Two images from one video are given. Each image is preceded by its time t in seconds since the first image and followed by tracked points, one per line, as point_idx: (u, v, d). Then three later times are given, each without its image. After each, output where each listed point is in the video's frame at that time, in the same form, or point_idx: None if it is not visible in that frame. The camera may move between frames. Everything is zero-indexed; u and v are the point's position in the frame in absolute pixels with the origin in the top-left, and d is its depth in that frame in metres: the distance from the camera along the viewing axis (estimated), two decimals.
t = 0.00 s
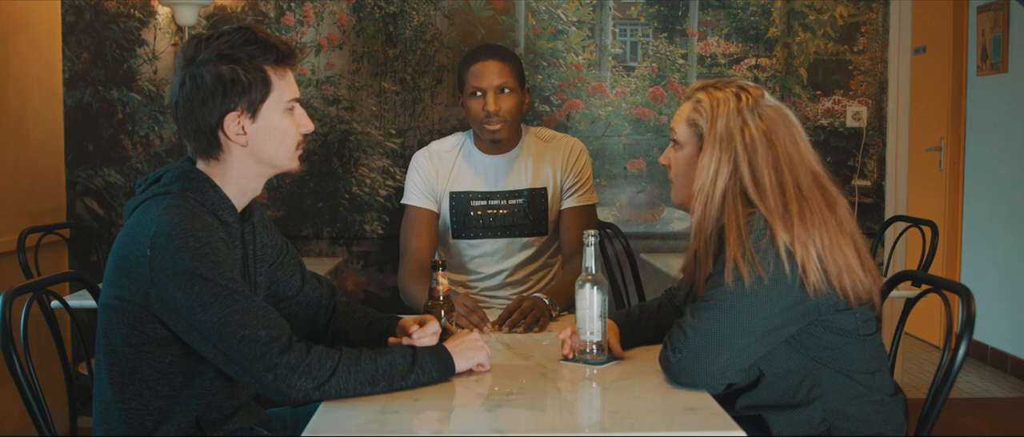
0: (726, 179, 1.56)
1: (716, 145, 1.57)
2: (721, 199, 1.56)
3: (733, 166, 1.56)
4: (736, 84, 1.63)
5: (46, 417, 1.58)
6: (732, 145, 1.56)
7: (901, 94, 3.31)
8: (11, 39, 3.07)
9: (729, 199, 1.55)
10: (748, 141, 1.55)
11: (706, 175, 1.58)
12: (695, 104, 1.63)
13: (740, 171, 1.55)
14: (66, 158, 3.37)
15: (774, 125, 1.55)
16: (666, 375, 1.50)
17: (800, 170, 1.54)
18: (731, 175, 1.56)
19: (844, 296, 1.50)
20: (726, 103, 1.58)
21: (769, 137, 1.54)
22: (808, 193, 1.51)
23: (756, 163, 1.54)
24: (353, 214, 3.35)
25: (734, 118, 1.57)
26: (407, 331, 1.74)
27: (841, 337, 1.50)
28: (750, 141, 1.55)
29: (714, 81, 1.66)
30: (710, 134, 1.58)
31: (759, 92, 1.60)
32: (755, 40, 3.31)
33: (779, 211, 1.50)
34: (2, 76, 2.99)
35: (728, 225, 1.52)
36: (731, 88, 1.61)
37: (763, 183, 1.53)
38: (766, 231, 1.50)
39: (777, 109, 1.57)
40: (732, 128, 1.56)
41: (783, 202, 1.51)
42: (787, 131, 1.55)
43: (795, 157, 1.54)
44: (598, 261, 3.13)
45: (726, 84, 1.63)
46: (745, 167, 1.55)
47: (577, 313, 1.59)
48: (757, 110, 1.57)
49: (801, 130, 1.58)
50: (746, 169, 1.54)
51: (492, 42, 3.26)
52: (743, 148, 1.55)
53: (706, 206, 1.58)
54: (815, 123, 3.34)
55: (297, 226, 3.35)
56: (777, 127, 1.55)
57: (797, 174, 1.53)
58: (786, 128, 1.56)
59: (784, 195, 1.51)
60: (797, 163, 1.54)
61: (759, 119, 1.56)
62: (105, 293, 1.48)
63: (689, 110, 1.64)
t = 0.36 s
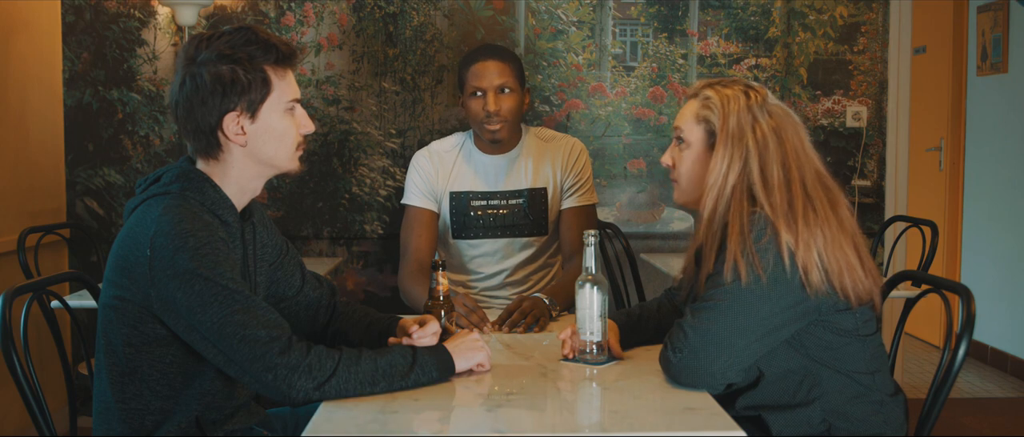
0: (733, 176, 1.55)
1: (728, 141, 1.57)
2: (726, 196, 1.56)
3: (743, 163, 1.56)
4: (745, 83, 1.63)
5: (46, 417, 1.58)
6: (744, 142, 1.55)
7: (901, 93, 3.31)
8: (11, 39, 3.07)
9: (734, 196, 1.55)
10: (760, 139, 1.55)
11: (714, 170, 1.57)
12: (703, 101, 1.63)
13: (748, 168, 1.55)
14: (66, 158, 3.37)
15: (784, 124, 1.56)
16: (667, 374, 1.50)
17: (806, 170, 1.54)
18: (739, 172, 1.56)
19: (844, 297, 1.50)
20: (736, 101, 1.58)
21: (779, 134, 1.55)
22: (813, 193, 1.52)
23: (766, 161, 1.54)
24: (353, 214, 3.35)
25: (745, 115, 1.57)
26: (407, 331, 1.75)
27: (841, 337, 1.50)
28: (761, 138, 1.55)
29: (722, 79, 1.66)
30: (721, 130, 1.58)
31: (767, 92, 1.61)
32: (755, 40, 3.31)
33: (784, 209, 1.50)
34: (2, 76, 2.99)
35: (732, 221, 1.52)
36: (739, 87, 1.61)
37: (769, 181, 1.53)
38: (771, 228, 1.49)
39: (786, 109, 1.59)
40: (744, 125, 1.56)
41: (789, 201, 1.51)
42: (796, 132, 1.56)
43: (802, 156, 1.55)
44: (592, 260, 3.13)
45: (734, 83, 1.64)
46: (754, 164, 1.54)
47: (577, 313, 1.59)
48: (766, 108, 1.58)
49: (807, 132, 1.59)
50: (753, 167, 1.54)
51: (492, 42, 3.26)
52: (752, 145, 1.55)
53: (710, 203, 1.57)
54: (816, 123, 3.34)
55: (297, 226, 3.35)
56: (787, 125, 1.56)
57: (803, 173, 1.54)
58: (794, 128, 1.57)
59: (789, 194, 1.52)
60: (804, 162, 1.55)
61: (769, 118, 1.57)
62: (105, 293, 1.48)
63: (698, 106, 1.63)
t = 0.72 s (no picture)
0: (732, 177, 1.56)
1: (728, 142, 1.57)
2: (726, 196, 1.56)
3: (742, 164, 1.56)
4: (745, 84, 1.63)
5: (46, 417, 1.58)
6: (743, 143, 1.55)
7: (901, 93, 3.31)
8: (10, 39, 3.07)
9: (733, 197, 1.55)
10: (760, 139, 1.55)
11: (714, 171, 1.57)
12: (703, 101, 1.63)
13: (747, 169, 1.55)
14: (66, 158, 3.37)
15: (784, 125, 1.56)
16: (666, 375, 1.50)
17: (806, 171, 1.54)
18: (739, 173, 1.56)
19: (843, 297, 1.50)
20: (736, 101, 1.58)
21: (779, 135, 1.55)
22: (813, 194, 1.52)
23: (767, 162, 1.54)
24: (353, 214, 3.35)
25: (744, 116, 1.57)
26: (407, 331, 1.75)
27: (841, 337, 1.50)
28: (761, 139, 1.55)
29: (722, 80, 1.66)
30: (721, 131, 1.58)
31: (768, 93, 1.61)
32: (755, 40, 3.31)
33: (784, 210, 1.50)
34: (2, 76, 2.99)
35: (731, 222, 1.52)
36: (740, 87, 1.61)
37: (768, 182, 1.53)
38: (770, 228, 1.50)
39: (785, 110, 1.58)
40: (744, 126, 1.56)
41: (788, 202, 1.51)
42: (796, 133, 1.56)
43: (802, 157, 1.55)
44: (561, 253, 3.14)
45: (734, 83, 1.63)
46: (754, 165, 1.54)
47: (577, 313, 1.59)
48: (766, 109, 1.58)
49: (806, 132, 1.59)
50: (753, 167, 1.54)
51: (492, 42, 3.26)
52: (752, 146, 1.55)
53: (709, 203, 1.57)
54: (815, 123, 3.34)
55: (297, 226, 3.35)
56: (786, 126, 1.56)
57: (803, 174, 1.54)
58: (794, 129, 1.57)
59: (789, 194, 1.52)
60: (804, 163, 1.55)
61: (769, 118, 1.56)
62: (105, 292, 1.48)
63: (698, 107, 1.63)
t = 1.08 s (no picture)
0: (724, 180, 1.55)
1: (716, 146, 1.56)
2: (720, 199, 1.56)
3: (732, 167, 1.55)
4: (739, 84, 1.62)
5: (46, 417, 1.58)
6: (733, 146, 1.55)
7: (901, 93, 3.31)
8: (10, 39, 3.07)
9: (728, 199, 1.55)
10: (748, 143, 1.54)
11: (705, 174, 1.57)
12: (695, 104, 1.63)
13: (739, 171, 1.55)
14: (66, 158, 3.37)
15: (775, 126, 1.55)
16: (666, 375, 1.50)
17: (801, 171, 1.53)
18: (731, 176, 1.56)
19: (843, 298, 1.50)
20: (727, 103, 1.58)
21: (768, 138, 1.54)
22: (808, 195, 1.51)
23: (756, 165, 1.53)
24: (353, 214, 3.35)
25: (734, 119, 1.56)
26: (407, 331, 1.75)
27: (841, 338, 1.50)
28: (750, 142, 1.54)
29: (716, 81, 1.65)
30: (709, 134, 1.58)
31: (761, 93, 1.60)
32: (755, 40, 3.31)
33: (779, 212, 1.50)
34: (2, 76, 2.99)
35: (727, 225, 1.52)
36: (732, 89, 1.61)
37: (762, 184, 1.52)
38: (766, 230, 1.50)
39: (778, 110, 1.56)
40: (732, 130, 1.55)
41: (783, 203, 1.51)
42: (788, 133, 1.54)
43: (795, 157, 1.53)
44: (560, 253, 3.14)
45: (728, 85, 1.63)
46: (744, 168, 1.54)
47: (577, 313, 1.59)
48: (757, 111, 1.56)
49: (802, 130, 1.57)
50: (745, 170, 1.54)
51: (492, 42, 3.26)
52: (742, 148, 1.54)
53: (705, 206, 1.58)
54: (815, 123, 3.34)
55: (297, 226, 3.35)
56: (777, 128, 1.54)
57: (797, 175, 1.53)
58: (787, 129, 1.55)
59: (784, 196, 1.51)
60: (798, 164, 1.53)
61: (759, 120, 1.55)
62: (105, 292, 1.48)
63: (690, 111, 1.63)
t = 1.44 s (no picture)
0: (724, 180, 1.55)
1: (715, 146, 1.56)
2: (719, 200, 1.56)
3: (731, 167, 1.55)
4: (739, 84, 1.62)
5: (46, 416, 1.58)
6: (732, 146, 1.55)
7: (901, 93, 3.31)
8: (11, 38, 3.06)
9: (727, 199, 1.55)
10: (747, 143, 1.54)
11: (704, 174, 1.57)
12: (694, 105, 1.63)
13: (739, 171, 1.55)
14: (66, 159, 3.37)
15: (774, 126, 1.54)
16: (666, 374, 1.50)
17: (801, 172, 1.53)
18: (730, 176, 1.56)
19: (843, 299, 1.50)
20: (726, 104, 1.58)
21: (767, 138, 1.54)
22: (808, 195, 1.51)
23: (756, 165, 1.53)
24: (353, 214, 3.35)
25: (733, 120, 1.56)
26: (407, 331, 1.75)
27: (841, 338, 1.50)
28: (749, 143, 1.54)
29: (716, 81, 1.65)
30: (708, 134, 1.57)
31: (760, 93, 1.60)
32: (755, 40, 3.31)
33: (779, 212, 1.50)
34: (2, 76, 3.00)
35: (727, 225, 1.53)
36: (731, 89, 1.61)
37: (762, 184, 1.52)
38: (766, 230, 1.50)
39: (777, 111, 1.56)
40: (731, 130, 1.55)
41: (782, 204, 1.51)
42: (787, 133, 1.54)
43: (795, 158, 1.53)
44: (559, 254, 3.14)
45: (728, 85, 1.63)
46: (744, 168, 1.54)
47: (577, 313, 1.59)
48: (756, 112, 1.56)
49: (802, 131, 1.57)
50: (744, 170, 1.54)
51: (492, 42, 3.27)
52: (742, 149, 1.54)
53: (704, 206, 1.57)
54: (816, 123, 3.34)
55: (297, 226, 3.35)
56: (777, 128, 1.54)
57: (797, 175, 1.53)
58: (787, 129, 1.55)
59: (783, 196, 1.51)
60: (797, 164, 1.53)
61: (759, 121, 1.55)
62: (105, 293, 1.48)
63: (689, 111, 1.63)
